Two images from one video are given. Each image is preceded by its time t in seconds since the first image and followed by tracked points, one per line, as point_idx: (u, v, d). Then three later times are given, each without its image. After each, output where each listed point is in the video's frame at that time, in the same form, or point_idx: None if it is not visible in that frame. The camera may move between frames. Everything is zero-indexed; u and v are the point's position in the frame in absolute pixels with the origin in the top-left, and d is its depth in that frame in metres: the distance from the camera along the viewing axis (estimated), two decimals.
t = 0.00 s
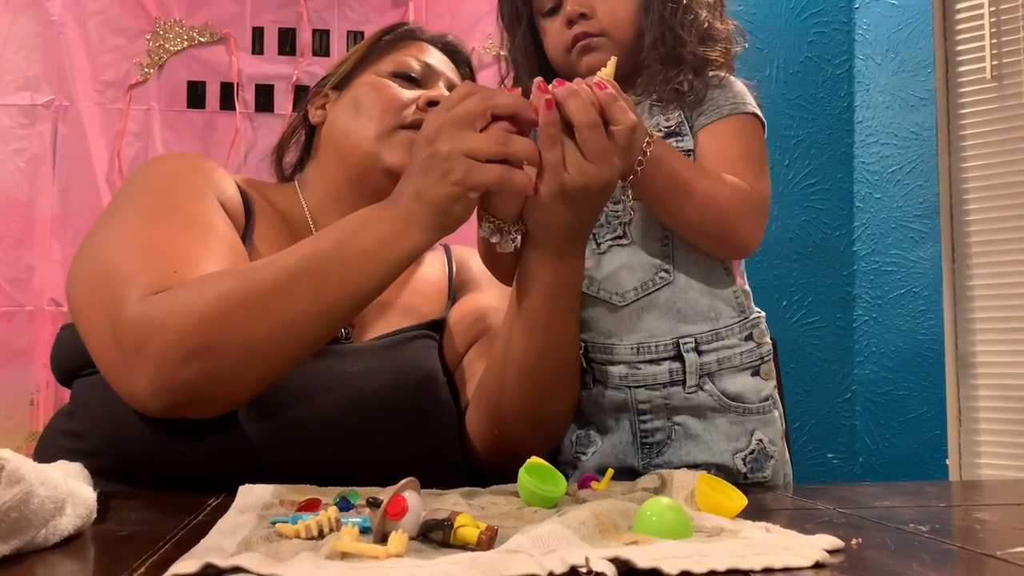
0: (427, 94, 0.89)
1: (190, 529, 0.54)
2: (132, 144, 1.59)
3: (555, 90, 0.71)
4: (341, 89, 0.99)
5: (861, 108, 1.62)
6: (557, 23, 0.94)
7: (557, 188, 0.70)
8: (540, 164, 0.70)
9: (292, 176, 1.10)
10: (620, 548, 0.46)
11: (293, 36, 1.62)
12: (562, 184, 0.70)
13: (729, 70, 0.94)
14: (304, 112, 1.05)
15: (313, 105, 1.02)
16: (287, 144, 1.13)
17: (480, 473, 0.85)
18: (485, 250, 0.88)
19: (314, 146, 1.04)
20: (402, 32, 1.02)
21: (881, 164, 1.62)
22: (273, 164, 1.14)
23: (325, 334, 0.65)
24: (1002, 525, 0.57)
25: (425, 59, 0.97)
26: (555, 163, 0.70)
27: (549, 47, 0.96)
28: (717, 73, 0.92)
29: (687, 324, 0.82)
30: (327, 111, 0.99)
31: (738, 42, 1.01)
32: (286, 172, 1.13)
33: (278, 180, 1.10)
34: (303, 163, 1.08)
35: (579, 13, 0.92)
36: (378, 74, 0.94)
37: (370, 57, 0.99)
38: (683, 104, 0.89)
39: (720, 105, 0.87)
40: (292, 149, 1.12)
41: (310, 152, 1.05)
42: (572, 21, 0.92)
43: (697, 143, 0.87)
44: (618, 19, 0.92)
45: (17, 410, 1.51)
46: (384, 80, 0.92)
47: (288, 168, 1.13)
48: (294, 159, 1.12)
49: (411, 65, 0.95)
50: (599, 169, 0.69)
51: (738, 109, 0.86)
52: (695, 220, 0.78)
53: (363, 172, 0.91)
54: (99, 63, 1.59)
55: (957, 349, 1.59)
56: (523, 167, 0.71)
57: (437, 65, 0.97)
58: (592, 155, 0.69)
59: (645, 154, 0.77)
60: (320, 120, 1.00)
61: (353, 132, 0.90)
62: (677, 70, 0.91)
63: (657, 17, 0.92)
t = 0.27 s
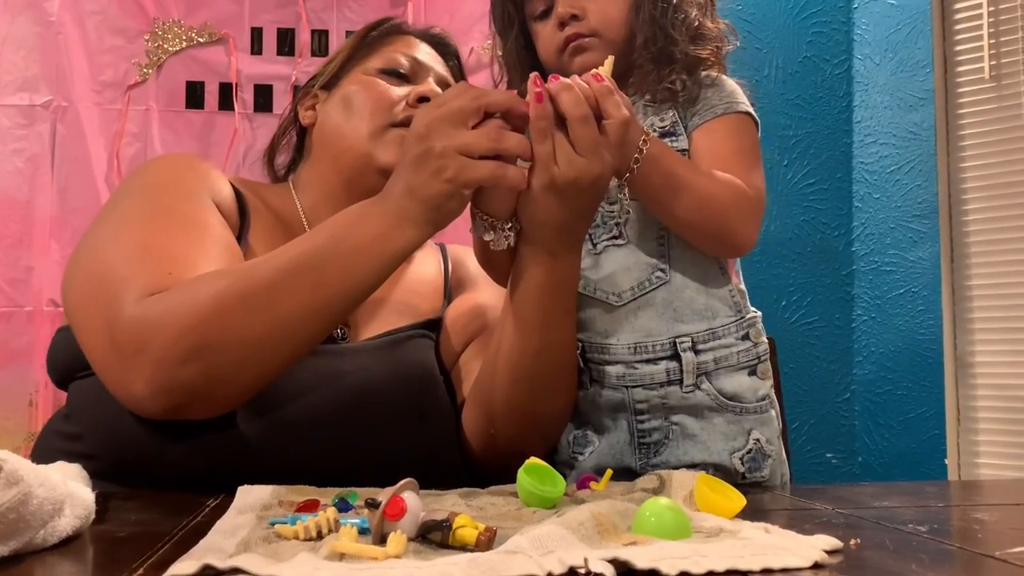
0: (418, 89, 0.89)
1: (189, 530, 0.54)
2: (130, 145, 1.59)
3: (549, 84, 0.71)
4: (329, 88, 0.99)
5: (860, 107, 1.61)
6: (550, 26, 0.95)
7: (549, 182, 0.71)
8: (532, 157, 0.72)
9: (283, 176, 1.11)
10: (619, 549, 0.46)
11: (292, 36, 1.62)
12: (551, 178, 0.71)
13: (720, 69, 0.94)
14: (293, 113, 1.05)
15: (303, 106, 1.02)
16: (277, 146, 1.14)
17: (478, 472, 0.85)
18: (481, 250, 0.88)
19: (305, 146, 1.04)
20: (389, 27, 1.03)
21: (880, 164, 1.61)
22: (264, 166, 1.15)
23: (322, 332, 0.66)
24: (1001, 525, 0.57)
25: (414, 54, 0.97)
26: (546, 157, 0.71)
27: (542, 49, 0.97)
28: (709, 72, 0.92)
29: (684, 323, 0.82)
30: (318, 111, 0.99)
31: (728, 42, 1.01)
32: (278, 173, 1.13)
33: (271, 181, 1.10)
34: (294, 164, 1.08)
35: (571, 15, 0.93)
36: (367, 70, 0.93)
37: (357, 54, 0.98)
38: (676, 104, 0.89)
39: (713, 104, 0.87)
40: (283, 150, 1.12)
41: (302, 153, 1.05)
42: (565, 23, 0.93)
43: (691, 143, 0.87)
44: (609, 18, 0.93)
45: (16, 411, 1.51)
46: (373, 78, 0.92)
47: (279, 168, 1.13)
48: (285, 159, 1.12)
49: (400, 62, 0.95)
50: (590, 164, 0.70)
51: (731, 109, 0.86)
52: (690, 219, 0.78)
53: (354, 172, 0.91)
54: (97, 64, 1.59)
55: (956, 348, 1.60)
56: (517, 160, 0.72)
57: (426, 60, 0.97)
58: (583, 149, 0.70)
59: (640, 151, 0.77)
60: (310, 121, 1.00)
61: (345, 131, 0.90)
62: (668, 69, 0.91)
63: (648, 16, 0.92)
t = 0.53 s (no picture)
0: (412, 88, 0.89)
1: (189, 530, 0.54)
2: (130, 145, 1.59)
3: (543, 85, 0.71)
4: (323, 88, 0.98)
5: (859, 107, 1.63)
6: (540, 29, 0.96)
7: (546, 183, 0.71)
8: (528, 159, 0.72)
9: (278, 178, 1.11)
10: (619, 549, 0.46)
11: (291, 36, 1.62)
12: (548, 178, 0.71)
13: (710, 68, 0.94)
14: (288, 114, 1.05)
15: (297, 108, 1.02)
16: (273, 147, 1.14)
17: (477, 473, 0.85)
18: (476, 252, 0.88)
19: (300, 148, 1.04)
20: (381, 26, 1.03)
21: (879, 164, 1.62)
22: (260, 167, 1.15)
23: (319, 333, 0.66)
24: (1001, 525, 0.57)
25: (408, 53, 0.96)
26: (540, 157, 0.71)
27: (532, 53, 0.98)
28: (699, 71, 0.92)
29: (679, 322, 0.82)
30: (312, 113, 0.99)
31: (718, 41, 1.02)
32: (274, 174, 1.13)
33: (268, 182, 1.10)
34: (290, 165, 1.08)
35: (560, 17, 0.93)
36: (360, 69, 0.93)
37: (350, 54, 0.98)
38: (667, 104, 0.89)
39: (704, 104, 0.87)
40: (279, 151, 1.12)
41: (297, 154, 1.05)
42: (554, 25, 0.94)
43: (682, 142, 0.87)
44: (598, 19, 0.93)
45: (15, 411, 1.51)
46: (367, 77, 0.91)
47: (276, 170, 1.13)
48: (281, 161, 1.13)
49: (394, 62, 0.94)
50: (586, 164, 0.70)
51: (722, 109, 0.86)
52: (683, 218, 0.78)
53: (350, 171, 0.90)
54: (96, 64, 1.59)
55: (955, 348, 1.58)
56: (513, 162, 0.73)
57: (420, 58, 0.97)
58: (578, 149, 0.70)
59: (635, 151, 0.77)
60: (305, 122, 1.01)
61: (340, 131, 0.90)
62: (658, 69, 0.91)
63: (637, 16, 0.93)
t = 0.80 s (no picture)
0: (407, 88, 0.89)
1: (188, 532, 0.54)
2: (129, 146, 1.59)
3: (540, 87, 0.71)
4: (318, 90, 0.98)
5: (858, 108, 1.63)
6: (530, 34, 0.95)
7: (545, 184, 0.71)
8: (526, 160, 0.72)
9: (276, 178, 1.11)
10: (618, 550, 0.46)
11: (290, 38, 1.63)
12: (546, 180, 0.70)
13: (701, 67, 0.94)
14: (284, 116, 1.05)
15: (293, 109, 1.02)
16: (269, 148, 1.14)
17: (475, 474, 0.85)
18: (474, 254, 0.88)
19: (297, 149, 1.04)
20: (376, 25, 1.03)
21: (879, 165, 1.62)
22: (257, 168, 1.15)
23: (317, 336, 0.66)
24: (1000, 526, 0.57)
25: (403, 53, 0.96)
26: (539, 158, 0.71)
27: (523, 58, 0.98)
28: (690, 71, 0.92)
29: (677, 323, 0.82)
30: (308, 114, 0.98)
31: (709, 41, 1.02)
32: (272, 176, 1.12)
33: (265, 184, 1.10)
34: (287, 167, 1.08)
35: (551, 21, 0.93)
36: (356, 70, 0.93)
37: (345, 55, 0.98)
38: (662, 104, 0.89)
39: (698, 104, 0.87)
40: (275, 152, 1.12)
41: (294, 156, 1.05)
42: (546, 29, 0.93)
43: (677, 142, 0.87)
44: (590, 22, 0.93)
45: (15, 413, 1.51)
46: (363, 78, 0.91)
47: (273, 170, 1.13)
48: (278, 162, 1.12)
49: (391, 62, 0.94)
50: (585, 165, 0.70)
51: (716, 108, 0.86)
52: (681, 217, 0.78)
53: (347, 172, 0.90)
54: (95, 66, 1.59)
55: (954, 348, 1.58)
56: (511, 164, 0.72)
57: (416, 58, 0.97)
58: (577, 152, 0.70)
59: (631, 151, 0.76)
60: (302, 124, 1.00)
61: (336, 132, 0.89)
62: (649, 70, 0.91)
63: (626, 18, 0.93)
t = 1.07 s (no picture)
0: (406, 88, 0.89)
1: (188, 533, 0.54)
2: (129, 147, 1.59)
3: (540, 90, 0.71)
4: (317, 91, 0.98)
5: (858, 108, 1.64)
6: (526, 37, 0.95)
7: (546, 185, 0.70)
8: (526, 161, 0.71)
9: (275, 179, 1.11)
10: (618, 551, 0.46)
11: (291, 39, 1.63)
12: (548, 182, 0.70)
13: (696, 68, 0.95)
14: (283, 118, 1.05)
15: (292, 111, 1.02)
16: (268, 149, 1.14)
17: (475, 474, 0.85)
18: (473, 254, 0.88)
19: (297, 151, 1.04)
20: (374, 26, 1.03)
21: (879, 165, 1.63)
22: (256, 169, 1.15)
23: (317, 336, 0.67)
24: (1000, 526, 0.57)
25: (402, 53, 0.96)
26: (540, 161, 0.71)
27: (520, 61, 0.97)
28: (685, 71, 0.93)
29: (676, 323, 0.82)
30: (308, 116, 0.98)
31: (703, 41, 1.02)
32: (272, 177, 1.12)
33: (265, 185, 1.10)
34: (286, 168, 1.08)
35: (546, 24, 0.93)
36: (355, 70, 0.93)
37: (343, 56, 0.98)
38: (659, 106, 0.89)
39: (695, 105, 0.87)
40: (274, 153, 1.12)
41: (293, 157, 1.05)
42: (541, 33, 0.94)
43: (675, 143, 0.87)
44: (585, 25, 0.93)
45: (15, 414, 1.51)
46: (362, 78, 0.91)
47: (272, 172, 1.13)
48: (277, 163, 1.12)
49: (390, 62, 0.94)
50: (587, 166, 0.70)
51: (713, 108, 0.86)
52: (679, 216, 0.79)
53: (347, 172, 0.90)
54: (95, 67, 1.59)
55: (955, 348, 1.58)
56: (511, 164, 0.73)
57: (415, 58, 0.97)
58: (578, 153, 0.69)
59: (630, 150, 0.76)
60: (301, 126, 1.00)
61: (335, 132, 0.89)
62: (645, 72, 0.91)
63: (620, 21, 0.92)
